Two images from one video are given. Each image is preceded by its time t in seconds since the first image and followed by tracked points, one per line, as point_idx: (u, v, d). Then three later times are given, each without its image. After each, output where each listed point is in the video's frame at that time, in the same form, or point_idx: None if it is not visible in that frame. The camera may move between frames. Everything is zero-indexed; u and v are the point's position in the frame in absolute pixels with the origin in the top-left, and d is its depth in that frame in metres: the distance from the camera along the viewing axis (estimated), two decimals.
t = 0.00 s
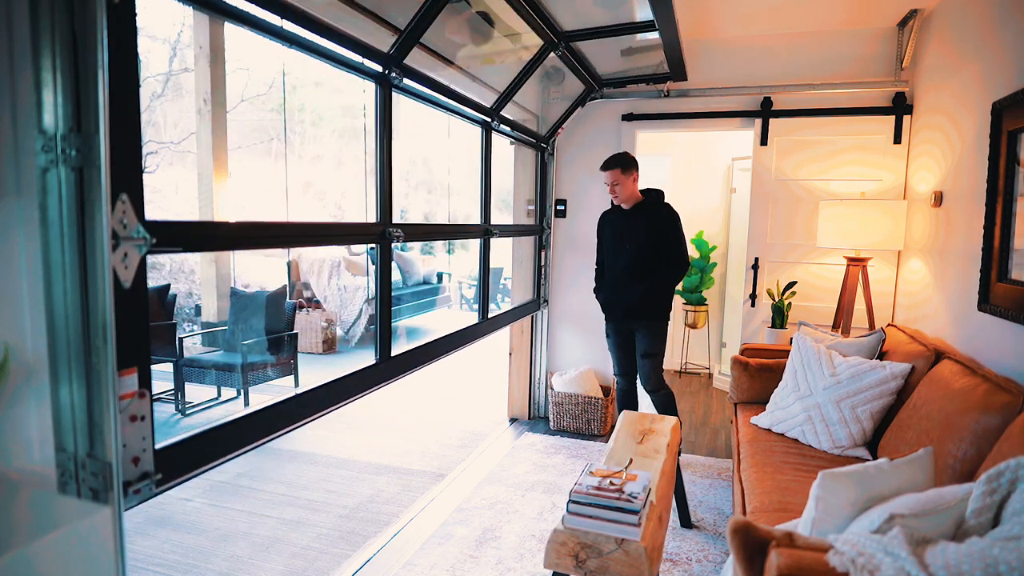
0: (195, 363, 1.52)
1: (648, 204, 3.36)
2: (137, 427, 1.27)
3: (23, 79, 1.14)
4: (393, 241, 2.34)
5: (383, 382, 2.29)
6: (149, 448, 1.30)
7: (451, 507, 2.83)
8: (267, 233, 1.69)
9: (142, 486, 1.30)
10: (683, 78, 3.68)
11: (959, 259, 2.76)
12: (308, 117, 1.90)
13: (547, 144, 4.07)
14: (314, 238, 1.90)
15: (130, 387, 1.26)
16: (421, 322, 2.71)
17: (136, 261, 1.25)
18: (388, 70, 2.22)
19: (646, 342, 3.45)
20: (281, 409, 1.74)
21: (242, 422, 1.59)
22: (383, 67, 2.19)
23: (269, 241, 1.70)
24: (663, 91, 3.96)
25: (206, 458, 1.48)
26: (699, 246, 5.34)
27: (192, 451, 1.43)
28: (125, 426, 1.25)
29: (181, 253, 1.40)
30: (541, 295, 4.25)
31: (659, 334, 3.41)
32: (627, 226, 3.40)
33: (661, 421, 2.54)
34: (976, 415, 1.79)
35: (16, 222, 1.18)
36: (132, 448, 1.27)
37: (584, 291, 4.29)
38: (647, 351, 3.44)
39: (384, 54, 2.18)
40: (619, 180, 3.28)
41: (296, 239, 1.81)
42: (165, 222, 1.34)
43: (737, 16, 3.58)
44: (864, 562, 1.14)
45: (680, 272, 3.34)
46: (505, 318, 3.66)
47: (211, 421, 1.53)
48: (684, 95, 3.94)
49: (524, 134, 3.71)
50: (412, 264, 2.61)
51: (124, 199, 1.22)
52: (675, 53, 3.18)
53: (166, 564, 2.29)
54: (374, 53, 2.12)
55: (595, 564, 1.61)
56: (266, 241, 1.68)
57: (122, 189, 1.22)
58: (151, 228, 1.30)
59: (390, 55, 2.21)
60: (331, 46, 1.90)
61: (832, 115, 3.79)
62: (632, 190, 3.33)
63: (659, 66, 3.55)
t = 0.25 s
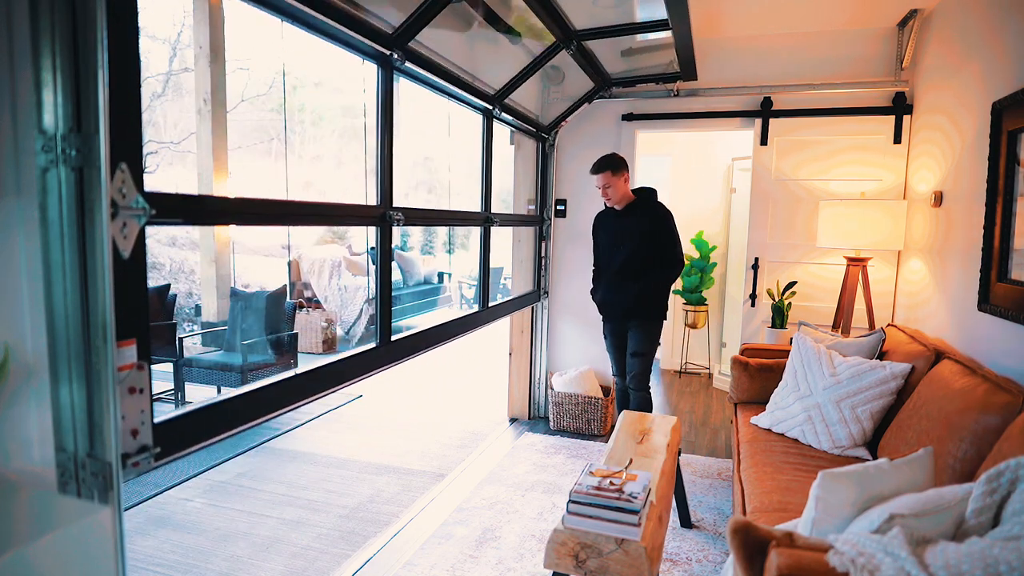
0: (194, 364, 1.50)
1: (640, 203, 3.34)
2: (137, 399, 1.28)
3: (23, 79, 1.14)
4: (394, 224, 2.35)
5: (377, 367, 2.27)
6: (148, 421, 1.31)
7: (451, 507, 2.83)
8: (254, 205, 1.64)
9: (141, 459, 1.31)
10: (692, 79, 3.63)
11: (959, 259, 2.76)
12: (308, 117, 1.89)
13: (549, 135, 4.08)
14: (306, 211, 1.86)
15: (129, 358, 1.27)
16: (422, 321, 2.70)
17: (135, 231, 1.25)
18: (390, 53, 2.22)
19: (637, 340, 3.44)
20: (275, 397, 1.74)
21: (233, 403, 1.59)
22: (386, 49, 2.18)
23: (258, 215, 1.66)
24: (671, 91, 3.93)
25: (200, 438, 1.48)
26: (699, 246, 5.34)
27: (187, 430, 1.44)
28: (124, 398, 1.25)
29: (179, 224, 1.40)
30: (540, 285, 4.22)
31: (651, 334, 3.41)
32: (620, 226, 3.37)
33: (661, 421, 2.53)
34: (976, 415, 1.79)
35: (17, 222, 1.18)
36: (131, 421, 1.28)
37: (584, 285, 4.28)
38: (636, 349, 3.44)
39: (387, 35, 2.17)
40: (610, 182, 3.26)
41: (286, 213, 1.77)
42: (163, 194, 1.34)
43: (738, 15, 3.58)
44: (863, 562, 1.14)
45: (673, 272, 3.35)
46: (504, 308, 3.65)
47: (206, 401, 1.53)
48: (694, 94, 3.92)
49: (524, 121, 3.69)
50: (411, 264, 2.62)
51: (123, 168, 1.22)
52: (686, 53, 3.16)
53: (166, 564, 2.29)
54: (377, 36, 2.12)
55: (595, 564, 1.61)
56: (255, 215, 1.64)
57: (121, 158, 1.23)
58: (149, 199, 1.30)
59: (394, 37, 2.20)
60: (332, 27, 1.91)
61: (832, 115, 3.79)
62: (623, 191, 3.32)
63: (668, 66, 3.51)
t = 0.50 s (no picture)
0: (194, 364, 1.49)
1: (638, 202, 3.31)
2: (135, 372, 1.26)
3: (23, 79, 1.14)
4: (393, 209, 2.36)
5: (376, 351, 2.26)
6: (147, 396, 1.29)
7: (451, 507, 2.83)
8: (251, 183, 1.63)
9: (140, 433, 1.29)
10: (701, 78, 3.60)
11: (959, 259, 2.76)
12: (308, 116, 1.89)
13: (550, 125, 4.05)
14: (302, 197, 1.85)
15: (128, 331, 1.25)
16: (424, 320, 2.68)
17: (134, 203, 1.25)
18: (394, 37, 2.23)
19: (625, 343, 3.40)
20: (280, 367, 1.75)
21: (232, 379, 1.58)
22: (389, 32, 2.19)
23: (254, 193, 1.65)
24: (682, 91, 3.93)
25: (200, 414, 1.47)
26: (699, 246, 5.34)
27: (187, 406, 1.43)
28: (122, 372, 1.23)
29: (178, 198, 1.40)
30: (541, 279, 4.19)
31: (639, 340, 3.37)
32: (617, 225, 3.34)
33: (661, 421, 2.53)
34: (975, 415, 1.79)
35: (16, 222, 1.18)
36: (130, 394, 1.26)
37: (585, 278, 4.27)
38: (623, 353, 3.41)
39: (392, 20, 2.19)
40: (606, 184, 3.22)
41: (282, 196, 1.76)
42: (163, 167, 1.34)
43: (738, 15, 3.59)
44: (864, 562, 1.14)
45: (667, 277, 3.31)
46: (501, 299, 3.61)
47: (206, 376, 1.52)
48: (703, 93, 3.92)
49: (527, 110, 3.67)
50: (411, 264, 2.61)
51: (123, 139, 1.22)
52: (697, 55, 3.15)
53: (166, 564, 2.29)
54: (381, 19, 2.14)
55: (596, 564, 1.61)
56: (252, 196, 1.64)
57: (121, 130, 1.23)
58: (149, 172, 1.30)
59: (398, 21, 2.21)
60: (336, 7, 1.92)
61: (832, 115, 3.79)
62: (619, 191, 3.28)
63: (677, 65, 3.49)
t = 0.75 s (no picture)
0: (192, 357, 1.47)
1: (634, 201, 3.24)
2: (134, 346, 1.25)
3: (24, 80, 1.14)
4: (393, 194, 2.34)
5: (377, 336, 2.26)
6: (146, 371, 1.28)
7: (451, 507, 2.83)
8: (247, 159, 1.61)
9: (138, 409, 1.28)
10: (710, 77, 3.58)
11: (959, 259, 2.76)
12: (308, 116, 1.89)
13: (555, 117, 4.02)
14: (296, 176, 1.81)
15: (125, 306, 1.25)
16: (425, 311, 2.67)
17: (134, 176, 1.25)
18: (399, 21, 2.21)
19: (613, 347, 3.31)
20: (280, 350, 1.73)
21: (236, 358, 1.58)
22: (396, 15, 2.17)
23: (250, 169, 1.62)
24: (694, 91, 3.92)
25: (203, 393, 1.47)
26: (699, 246, 5.34)
27: (188, 383, 1.43)
28: (121, 346, 1.23)
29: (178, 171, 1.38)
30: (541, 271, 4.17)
31: (627, 343, 3.28)
32: (610, 224, 3.28)
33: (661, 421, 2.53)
34: (975, 416, 1.79)
35: (16, 222, 1.18)
36: (129, 369, 1.25)
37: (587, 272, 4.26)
38: (610, 356, 3.31)
39: (400, 2, 2.17)
40: (602, 180, 3.18)
41: (278, 174, 1.73)
42: (161, 139, 1.33)
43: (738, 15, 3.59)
44: (864, 562, 1.14)
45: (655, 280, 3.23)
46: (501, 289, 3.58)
47: (208, 354, 1.52)
48: (712, 92, 3.91)
49: (531, 102, 3.64)
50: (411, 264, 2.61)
51: (123, 111, 1.22)
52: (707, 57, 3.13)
53: (166, 564, 2.29)
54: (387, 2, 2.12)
55: (596, 564, 1.61)
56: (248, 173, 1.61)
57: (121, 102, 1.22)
58: (149, 145, 1.29)
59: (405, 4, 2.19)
60: None
61: (832, 115, 3.79)
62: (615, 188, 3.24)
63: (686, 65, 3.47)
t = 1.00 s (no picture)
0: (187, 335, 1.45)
1: (628, 201, 3.21)
2: (133, 321, 1.23)
3: (24, 81, 1.14)
4: (393, 179, 2.30)
5: (378, 323, 2.25)
6: (145, 346, 1.26)
7: (451, 507, 2.83)
8: (247, 139, 1.57)
9: (137, 384, 1.26)
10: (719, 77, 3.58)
11: (959, 258, 2.76)
12: (308, 116, 1.87)
13: (561, 109, 4.03)
14: (297, 157, 1.77)
15: (124, 280, 1.24)
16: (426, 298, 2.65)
17: (133, 150, 1.23)
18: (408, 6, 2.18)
19: (606, 349, 3.28)
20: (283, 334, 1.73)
21: (238, 337, 1.57)
22: None
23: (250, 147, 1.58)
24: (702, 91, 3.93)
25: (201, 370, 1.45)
26: (699, 246, 5.34)
27: (188, 360, 1.41)
28: (120, 321, 1.21)
29: (178, 145, 1.36)
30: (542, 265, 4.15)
31: (620, 346, 3.24)
32: (606, 221, 3.25)
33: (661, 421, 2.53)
34: (975, 416, 1.79)
35: (16, 222, 1.19)
36: (128, 344, 1.23)
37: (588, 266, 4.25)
38: (603, 358, 3.29)
39: None
40: (596, 179, 3.19)
41: (278, 153, 1.68)
42: (162, 113, 1.30)
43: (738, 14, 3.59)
44: (864, 562, 1.14)
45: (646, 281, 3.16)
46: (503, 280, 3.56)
47: (210, 332, 1.50)
48: (720, 92, 3.92)
49: (536, 93, 3.62)
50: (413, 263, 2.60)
51: (124, 83, 1.19)
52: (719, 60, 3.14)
53: (166, 564, 2.29)
54: None
55: (596, 564, 1.61)
56: (247, 152, 1.57)
57: (123, 73, 1.20)
58: (148, 118, 1.26)
59: None
60: None
61: (832, 115, 3.79)
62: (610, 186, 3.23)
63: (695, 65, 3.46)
